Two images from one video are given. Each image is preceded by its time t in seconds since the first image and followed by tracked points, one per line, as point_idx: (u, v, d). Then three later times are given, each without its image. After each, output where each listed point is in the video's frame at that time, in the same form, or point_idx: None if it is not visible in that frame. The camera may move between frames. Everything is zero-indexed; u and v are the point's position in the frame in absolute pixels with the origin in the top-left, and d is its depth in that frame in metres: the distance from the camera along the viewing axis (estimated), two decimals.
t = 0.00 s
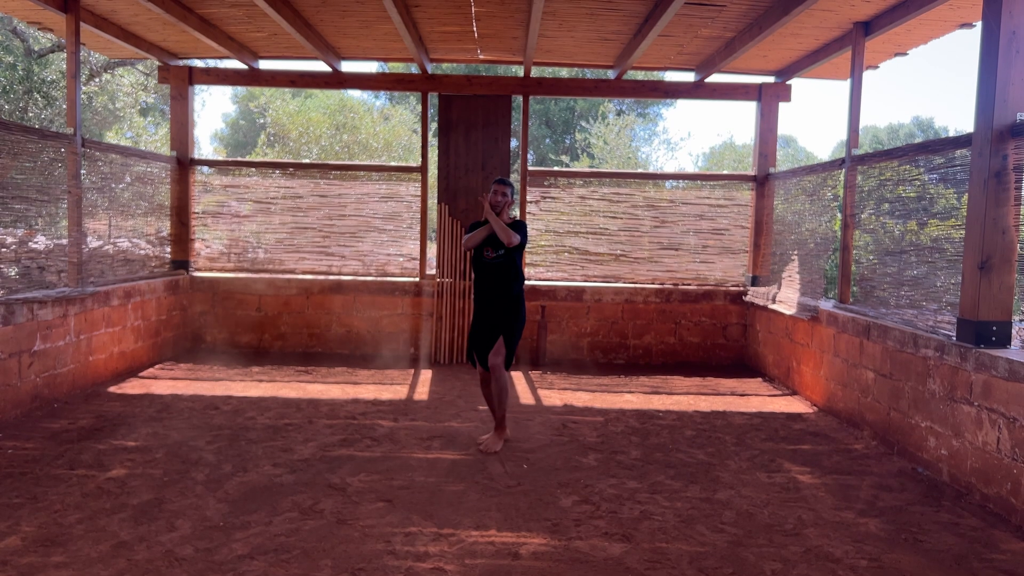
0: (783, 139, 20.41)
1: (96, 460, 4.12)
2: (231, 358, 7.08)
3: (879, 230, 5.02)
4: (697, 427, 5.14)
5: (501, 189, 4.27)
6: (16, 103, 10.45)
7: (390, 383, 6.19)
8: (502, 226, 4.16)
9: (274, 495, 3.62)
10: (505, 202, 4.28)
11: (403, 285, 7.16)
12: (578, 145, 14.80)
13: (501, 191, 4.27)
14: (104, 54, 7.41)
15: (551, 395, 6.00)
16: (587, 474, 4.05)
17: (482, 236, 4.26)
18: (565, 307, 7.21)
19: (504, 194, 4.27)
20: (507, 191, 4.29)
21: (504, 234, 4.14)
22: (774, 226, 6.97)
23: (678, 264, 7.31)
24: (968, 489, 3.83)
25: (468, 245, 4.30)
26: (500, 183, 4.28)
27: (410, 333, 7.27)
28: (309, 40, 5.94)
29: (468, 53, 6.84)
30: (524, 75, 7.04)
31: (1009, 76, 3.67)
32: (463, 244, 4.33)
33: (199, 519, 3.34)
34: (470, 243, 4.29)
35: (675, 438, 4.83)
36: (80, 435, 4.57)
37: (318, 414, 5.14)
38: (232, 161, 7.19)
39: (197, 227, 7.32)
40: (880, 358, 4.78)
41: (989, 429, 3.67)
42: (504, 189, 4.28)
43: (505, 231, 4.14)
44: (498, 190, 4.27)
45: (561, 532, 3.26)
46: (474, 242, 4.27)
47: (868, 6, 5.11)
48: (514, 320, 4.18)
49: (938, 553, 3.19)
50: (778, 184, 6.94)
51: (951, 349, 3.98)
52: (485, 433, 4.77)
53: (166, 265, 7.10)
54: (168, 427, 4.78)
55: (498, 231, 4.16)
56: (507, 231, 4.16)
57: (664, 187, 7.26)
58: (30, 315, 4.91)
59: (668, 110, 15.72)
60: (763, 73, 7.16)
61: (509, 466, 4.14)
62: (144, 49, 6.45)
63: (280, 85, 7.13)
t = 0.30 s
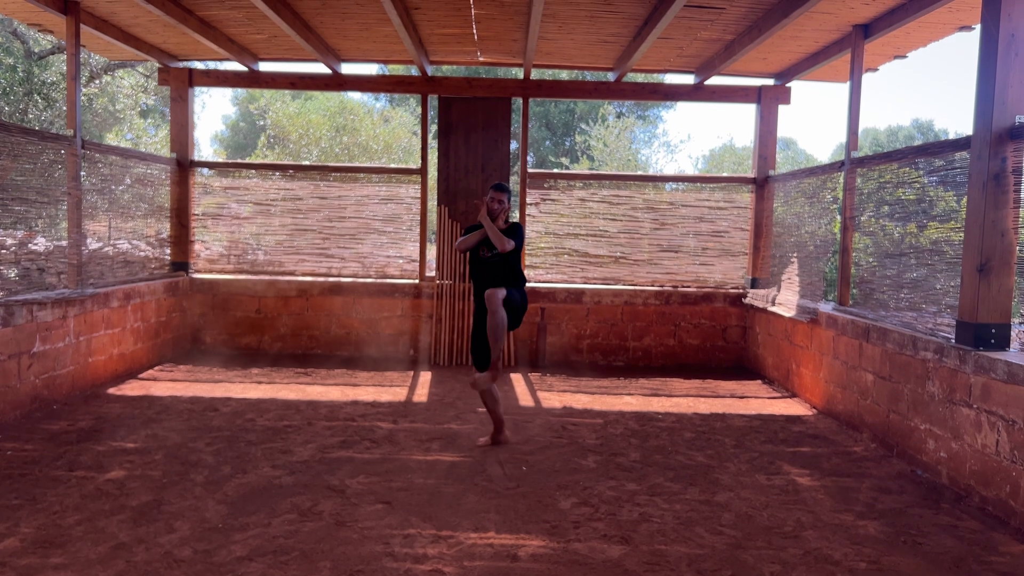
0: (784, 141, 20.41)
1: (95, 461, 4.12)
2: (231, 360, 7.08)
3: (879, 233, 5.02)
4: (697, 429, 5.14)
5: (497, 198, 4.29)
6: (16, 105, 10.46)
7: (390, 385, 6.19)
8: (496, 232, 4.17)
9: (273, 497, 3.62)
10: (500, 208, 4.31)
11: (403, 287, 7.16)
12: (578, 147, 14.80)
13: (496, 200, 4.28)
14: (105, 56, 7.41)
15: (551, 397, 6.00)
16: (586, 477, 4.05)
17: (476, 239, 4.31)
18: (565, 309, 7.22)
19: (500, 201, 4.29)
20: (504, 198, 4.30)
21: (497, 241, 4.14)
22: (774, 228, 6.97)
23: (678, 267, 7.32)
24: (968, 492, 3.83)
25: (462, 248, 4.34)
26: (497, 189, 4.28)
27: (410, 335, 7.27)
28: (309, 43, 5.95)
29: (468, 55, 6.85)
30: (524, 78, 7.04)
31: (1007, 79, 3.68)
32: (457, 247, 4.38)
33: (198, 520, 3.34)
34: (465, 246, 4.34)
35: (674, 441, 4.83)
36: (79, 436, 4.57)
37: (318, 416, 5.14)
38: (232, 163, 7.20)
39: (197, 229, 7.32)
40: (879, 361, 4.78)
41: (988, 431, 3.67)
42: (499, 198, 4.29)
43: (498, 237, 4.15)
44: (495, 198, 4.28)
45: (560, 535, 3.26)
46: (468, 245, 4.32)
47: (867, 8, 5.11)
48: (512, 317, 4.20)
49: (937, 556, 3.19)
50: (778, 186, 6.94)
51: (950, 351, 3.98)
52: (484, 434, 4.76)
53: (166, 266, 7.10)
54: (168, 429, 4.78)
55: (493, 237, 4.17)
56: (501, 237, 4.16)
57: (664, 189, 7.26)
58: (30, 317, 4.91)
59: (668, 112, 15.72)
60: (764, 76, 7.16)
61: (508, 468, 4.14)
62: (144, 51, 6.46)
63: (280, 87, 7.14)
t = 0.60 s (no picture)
0: (783, 143, 20.43)
1: (94, 462, 4.12)
2: (231, 360, 7.08)
3: (878, 234, 5.02)
4: (695, 431, 5.14)
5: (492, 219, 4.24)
6: (16, 106, 10.46)
7: (389, 386, 6.19)
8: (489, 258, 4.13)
9: (272, 498, 3.62)
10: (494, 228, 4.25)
11: (403, 288, 7.15)
12: (578, 148, 14.81)
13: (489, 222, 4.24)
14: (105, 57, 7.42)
15: (550, 398, 6.00)
16: (585, 478, 4.05)
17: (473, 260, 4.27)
18: (565, 310, 7.22)
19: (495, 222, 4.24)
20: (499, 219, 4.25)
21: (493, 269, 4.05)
22: (773, 230, 6.98)
23: (677, 268, 7.32)
24: (966, 493, 3.83)
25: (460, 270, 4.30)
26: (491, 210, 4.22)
27: (409, 335, 7.27)
28: (309, 44, 5.95)
29: (467, 56, 6.86)
30: (523, 79, 7.05)
31: (1006, 81, 3.68)
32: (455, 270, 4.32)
33: (197, 521, 3.34)
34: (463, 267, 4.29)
35: (673, 442, 4.83)
36: (79, 437, 4.58)
37: (316, 417, 5.14)
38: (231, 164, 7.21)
39: (197, 230, 7.33)
40: (878, 362, 4.78)
41: (986, 433, 3.67)
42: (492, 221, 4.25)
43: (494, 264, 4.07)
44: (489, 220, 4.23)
45: (558, 536, 3.26)
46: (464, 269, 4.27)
47: (866, 10, 5.12)
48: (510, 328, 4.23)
49: (935, 557, 3.19)
50: (777, 188, 6.94)
51: (949, 353, 3.98)
52: (483, 436, 4.76)
53: (166, 268, 7.11)
54: (167, 430, 4.78)
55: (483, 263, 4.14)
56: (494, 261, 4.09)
57: (663, 190, 7.26)
58: (29, 317, 4.91)
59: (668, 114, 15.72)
60: (763, 77, 7.17)
61: (507, 469, 4.13)
62: (145, 52, 6.47)
63: (280, 88, 7.15)
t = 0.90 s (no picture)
0: (783, 143, 20.43)
1: (93, 462, 4.12)
2: (230, 361, 7.08)
3: (878, 235, 5.03)
4: (695, 431, 5.14)
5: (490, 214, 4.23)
6: (16, 105, 10.47)
7: (388, 386, 6.19)
8: (489, 252, 4.14)
9: (271, 498, 3.62)
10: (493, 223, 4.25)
11: (402, 288, 7.16)
12: (577, 149, 14.81)
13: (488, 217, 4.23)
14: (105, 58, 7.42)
15: (550, 399, 6.00)
16: (584, 478, 4.05)
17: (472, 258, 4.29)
18: (564, 310, 7.22)
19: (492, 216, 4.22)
20: (496, 213, 4.23)
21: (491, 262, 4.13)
22: (773, 230, 6.98)
23: (677, 268, 7.32)
24: (965, 494, 3.83)
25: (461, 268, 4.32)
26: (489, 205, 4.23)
27: (409, 336, 7.27)
28: (308, 44, 5.95)
29: (467, 56, 6.86)
30: (523, 79, 7.05)
31: (1006, 81, 3.68)
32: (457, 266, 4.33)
33: (196, 521, 3.34)
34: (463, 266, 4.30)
35: (672, 442, 4.83)
36: (78, 437, 4.58)
37: (316, 417, 5.14)
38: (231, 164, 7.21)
39: (197, 230, 7.33)
40: (878, 362, 4.78)
41: (985, 433, 3.68)
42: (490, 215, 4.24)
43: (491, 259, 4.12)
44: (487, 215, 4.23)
45: (557, 536, 3.26)
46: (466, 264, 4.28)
47: (865, 11, 5.12)
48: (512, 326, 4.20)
49: (934, 557, 3.19)
50: (777, 188, 6.95)
51: (948, 353, 3.98)
52: (483, 436, 4.77)
53: (165, 268, 7.11)
54: (166, 430, 4.78)
55: (484, 258, 4.16)
56: (494, 257, 4.14)
57: (663, 191, 7.26)
58: (28, 317, 4.91)
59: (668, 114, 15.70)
60: (762, 78, 7.17)
61: (507, 469, 4.13)
62: (145, 52, 6.48)
63: (279, 88, 7.15)
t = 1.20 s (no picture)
0: (783, 142, 20.42)
1: (95, 461, 4.12)
2: (231, 360, 7.08)
3: (879, 234, 5.03)
4: (696, 430, 5.14)
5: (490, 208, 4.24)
6: (16, 105, 10.47)
7: (389, 385, 6.19)
8: (489, 249, 4.16)
9: (272, 497, 3.62)
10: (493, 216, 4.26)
11: (403, 288, 7.16)
12: (578, 148, 14.80)
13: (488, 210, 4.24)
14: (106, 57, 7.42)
15: (550, 398, 6.00)
16: (585, 477, 4.05)
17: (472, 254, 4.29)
18: (565, 309, 7.22)
19: (493, 210, 4.24)
20: (497, 207, 4.24)
21: (491, 259, 4.12)
22: (773, 229, 6.98)
23: (677, 267, 7.32)
24: (966, 492, 3.83)
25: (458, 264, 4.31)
26: (489, 199, 4.24)
27: (409, 335, 7.27)
28: (308, 43, 5.95)
29: (468, 56, 6.85)
30: (524, 78, 7.04)
31: (1007, 80, 3.68)
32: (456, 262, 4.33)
33: (197, 521, 3.34)
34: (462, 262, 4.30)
35: (673, 441, 4.84)
36: (79, 436, 4.58)
37: (317, 416, 5.14)
38: (232, 163, 7.21)
39: (197, 229, 7.33)
40: (879, 361, 4.78)
41: (986, 432, 3.68)
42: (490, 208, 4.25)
43: (492, 257, 4.12)
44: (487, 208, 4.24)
45: (559, 535, 3.26)
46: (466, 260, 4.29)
47: (867, 10, 5.12)
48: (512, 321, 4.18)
49: (935, 556, 3.19)
50: (777, 187, 6.95)
51: (949, 352, 3.98)
52: (484, 435, 4.76)
53: (166, 267, 7.11)
54: (167, 429, 4.78)
55: (485, 254, 4.17)
56: (494, 253, 4.14)
57: (663, 190, 7.26)
58: (29, 317, 4.90)
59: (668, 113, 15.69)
60: (763, 77, 7.16)
61: (508, 468, 4.13)
62: (145, 51, 6.48)
63: (280, 87, 7.14)
